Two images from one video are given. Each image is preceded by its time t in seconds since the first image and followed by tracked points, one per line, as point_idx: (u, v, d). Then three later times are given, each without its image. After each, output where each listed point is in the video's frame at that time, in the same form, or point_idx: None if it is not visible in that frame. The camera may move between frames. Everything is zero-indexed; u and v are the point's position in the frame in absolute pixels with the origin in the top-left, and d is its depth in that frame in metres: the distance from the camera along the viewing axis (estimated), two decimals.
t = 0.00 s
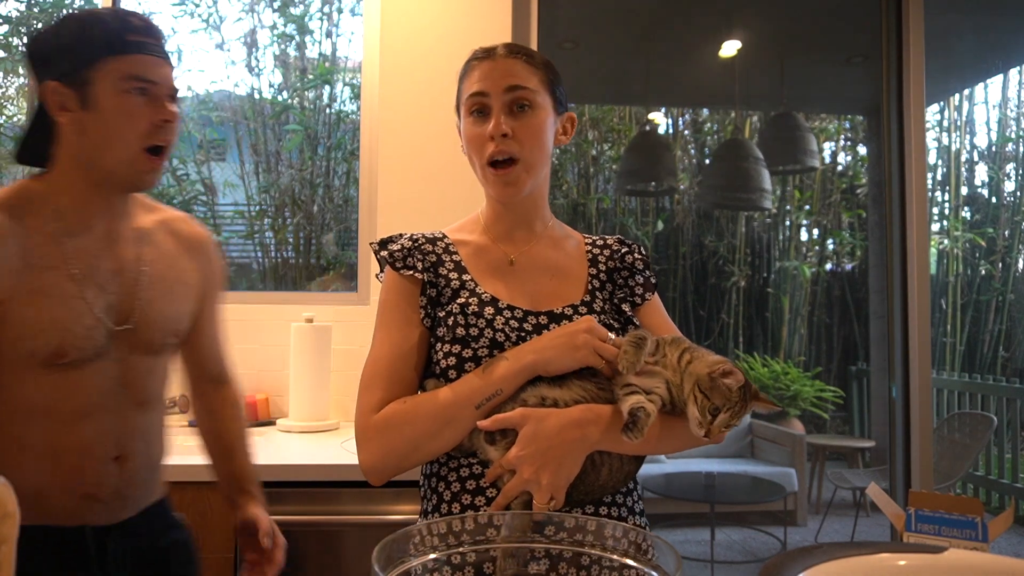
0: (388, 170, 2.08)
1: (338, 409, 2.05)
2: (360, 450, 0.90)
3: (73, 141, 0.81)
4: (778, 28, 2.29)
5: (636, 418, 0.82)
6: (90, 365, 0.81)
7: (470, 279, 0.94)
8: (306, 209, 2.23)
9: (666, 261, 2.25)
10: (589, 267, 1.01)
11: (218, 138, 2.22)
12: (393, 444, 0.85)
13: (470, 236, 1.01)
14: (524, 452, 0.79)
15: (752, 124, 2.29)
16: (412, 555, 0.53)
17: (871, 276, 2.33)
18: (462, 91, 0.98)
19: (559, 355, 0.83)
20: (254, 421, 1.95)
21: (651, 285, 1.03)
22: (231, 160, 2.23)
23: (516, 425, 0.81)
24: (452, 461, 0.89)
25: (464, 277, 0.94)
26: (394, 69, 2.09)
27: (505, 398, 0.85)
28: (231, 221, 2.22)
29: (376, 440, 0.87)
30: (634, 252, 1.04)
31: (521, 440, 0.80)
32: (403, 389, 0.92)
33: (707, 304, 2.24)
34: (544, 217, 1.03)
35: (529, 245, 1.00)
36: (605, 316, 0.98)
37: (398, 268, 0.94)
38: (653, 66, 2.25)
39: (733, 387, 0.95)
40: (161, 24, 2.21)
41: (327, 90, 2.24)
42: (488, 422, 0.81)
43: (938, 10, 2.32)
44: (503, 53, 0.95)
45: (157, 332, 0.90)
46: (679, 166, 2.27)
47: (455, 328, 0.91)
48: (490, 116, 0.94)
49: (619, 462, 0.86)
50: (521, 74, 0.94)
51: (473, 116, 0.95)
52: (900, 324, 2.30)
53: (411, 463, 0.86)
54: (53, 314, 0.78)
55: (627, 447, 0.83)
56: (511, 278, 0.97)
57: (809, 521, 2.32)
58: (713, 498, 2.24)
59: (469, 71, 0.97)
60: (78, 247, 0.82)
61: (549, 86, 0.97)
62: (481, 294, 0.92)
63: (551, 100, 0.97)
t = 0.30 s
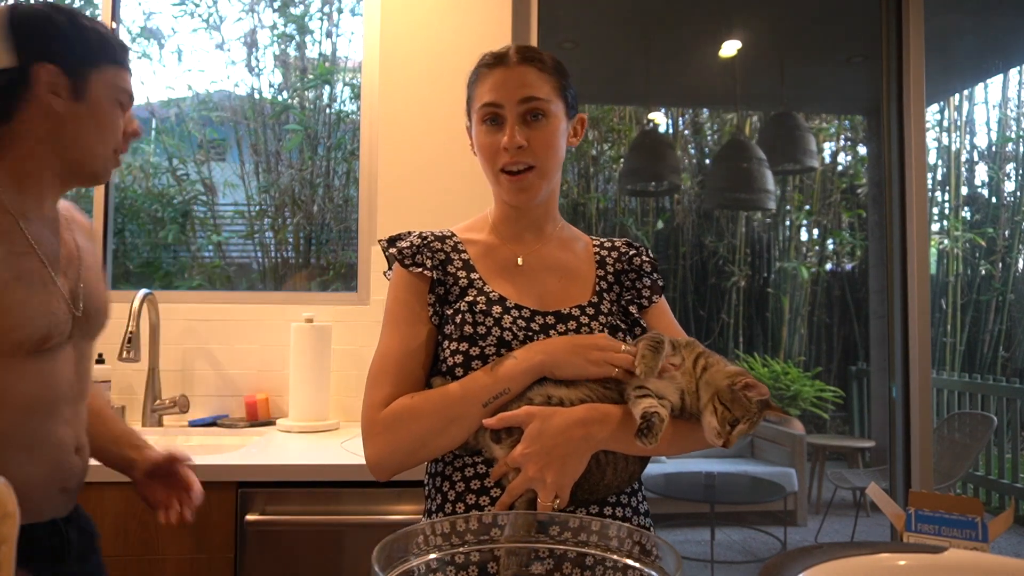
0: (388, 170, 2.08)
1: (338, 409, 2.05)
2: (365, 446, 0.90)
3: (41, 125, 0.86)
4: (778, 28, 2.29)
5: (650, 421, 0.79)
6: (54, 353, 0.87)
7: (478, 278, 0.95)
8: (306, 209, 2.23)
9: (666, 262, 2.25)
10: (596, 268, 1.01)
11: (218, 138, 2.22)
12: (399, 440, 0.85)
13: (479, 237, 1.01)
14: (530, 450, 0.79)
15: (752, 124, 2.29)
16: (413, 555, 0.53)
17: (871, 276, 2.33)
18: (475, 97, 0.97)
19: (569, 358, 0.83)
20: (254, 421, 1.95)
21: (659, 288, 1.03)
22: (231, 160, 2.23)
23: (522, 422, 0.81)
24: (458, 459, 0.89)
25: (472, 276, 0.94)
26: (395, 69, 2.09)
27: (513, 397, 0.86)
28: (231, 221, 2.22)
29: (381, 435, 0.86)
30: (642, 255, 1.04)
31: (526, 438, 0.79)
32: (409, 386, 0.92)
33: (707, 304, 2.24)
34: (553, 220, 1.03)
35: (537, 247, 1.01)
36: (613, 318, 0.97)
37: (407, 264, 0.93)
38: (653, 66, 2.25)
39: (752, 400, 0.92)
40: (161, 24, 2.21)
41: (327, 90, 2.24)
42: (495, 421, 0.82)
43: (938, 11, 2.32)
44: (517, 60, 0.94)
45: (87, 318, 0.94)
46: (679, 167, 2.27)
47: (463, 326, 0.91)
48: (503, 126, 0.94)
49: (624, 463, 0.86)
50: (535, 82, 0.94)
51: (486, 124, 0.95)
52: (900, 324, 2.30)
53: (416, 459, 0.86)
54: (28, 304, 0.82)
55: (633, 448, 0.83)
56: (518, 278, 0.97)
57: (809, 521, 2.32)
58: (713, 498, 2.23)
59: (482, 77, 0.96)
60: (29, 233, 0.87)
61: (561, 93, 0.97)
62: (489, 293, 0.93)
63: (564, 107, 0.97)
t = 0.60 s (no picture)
0: (390, 171, 2.09)
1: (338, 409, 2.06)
2: (423, 448, 0.90)
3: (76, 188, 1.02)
4: (779, 29, 2.29)
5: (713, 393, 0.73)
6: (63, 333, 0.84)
7: (530, 279, 0.95)
8: (306, 209, 2.23)
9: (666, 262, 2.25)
10: (644, 268, 1.02)
11: (218, 138, 2.23)
12: (462, 440, 0.85)
13: (532, 238, 1.00)
14: (596, 438, 0.78)
15: (751, 124, 2.29)
16: (414, 555, 0.54)
17: (871, 276, 2.33)
18: (542, 97, 0.96)
19: (627, 351, 0.83)
20: (254, 422, 1.95)
21: (705, 288, 1.03)
22: (231, 160, 2.23)
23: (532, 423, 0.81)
24: (517, 461, 0.90)
25: (525, 278, 0.95)
26: (397, 69, 2.09)
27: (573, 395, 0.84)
28: (231, 221, 2.21)
29: (442, 437, 0.86)
30: (688, 256, 1.05)
31: (590, 427, 0.79)
32: (467, 389, 0.91)
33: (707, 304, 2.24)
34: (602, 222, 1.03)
35: (589, 248, 1.00)
36: (664, 317, 0.97)
37: (460, 268, 0.93)
38: (653, 66, 2.25)
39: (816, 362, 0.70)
40: (161, 24, 2.21)
41: (327, 90, 2.24)
42: (556, 417, 0.81)
43: (938, 11, 2.32)
44: (588, 63, 0.96)
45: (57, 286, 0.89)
46: (679, 167, 2.26)
47: (520, 328, 0.91)
48: (580, 123, 0.93)
49: (690, 450, 0.84)
50: (606, 85, 0.95)
51: (559, 121, 0.93)
52: (900, 324, 2.31)
53: (483, 458, 0.87)
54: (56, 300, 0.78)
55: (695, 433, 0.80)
56: (574, 279, 0.97)
57: (809, 520, 2.30)
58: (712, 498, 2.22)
59: (553, 78, 0.96)
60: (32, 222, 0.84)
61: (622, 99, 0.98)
62: (544, 295, 0.93)
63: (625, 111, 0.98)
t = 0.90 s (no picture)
0: (391, 171, 2.09)
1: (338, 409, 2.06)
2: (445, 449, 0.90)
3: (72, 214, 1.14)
4: (779, 28, 2.29)
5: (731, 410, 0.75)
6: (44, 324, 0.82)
7: (549, 282, 0.94)
8: (306, 209, 2.23)
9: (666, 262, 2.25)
10: (667, 268, 1.00)
11: (218, 138, 2.23)
12: (479, 441, 0.86)
13: (552, 241, 1.00)
14: (604, 440, 0.80)
15: (751, 124, 2.29)
16: (414, 556, 0.54)
17: (871, 276, 2.33)
18: (550, 99, 0.96)
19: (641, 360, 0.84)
20: (254, 422, 1.95)
21: (730, 287, 1.00)
22: (231, 160, 2.23)
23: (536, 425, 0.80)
24: (535, 459, 0.90)
25: (544, 281, 0.94)
26: (397, 69, 2.09)
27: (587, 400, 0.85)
28: (231, 221, 2.21)
29: (461, 439, 0.87)
30: (712, 255, 1.02)
31: (599, 430, 0.80)
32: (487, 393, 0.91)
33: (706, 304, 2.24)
34: (624, 220, 1.02)
35: (610, 248, 0.99)
36: (685, 319, 0.95)
37: (481, 274, 0.93)
38: (653, 66, 2.25)
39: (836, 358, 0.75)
40: (161, 24, 2.21)
41: (327, 90, 2.24)
42: (567, 420, 0.83)
43: (938, 11, 2.32)
44: (596, 64, 0.93)
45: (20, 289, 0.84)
46: (679, 167, 2.26)
47: (537, 332, 0.91)
48: (579, 125, 0.92)
49: (699, 454, 0.85)
50: (613, 86, 0.93)
51: (561, 123, 0.93)
52: (900, 325, 2.31)
53: (501, 459, 0.87)
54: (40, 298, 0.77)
55: (710, 437, 0.81)
56: (593, 282, 0.96)
57: (809, 521, 2.29)
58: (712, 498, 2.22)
59: (557, 79, 0.95)
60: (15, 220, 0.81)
61: (636, 98, 0.96)
62: (562, 297, 0.93)
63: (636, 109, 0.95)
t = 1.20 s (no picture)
0: (390, 171, 2.08)
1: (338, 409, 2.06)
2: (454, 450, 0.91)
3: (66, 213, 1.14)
4: (779, 28, 2.29)
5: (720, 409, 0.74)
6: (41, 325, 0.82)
7: (557, 284, 0.95)
8: (306, 209, 2.23)
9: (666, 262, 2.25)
10: (679, 268, 0.98)
11: (218, 138, 2.23)
12: (484, 443, 0.86)
13: (562, 242, 1.01)
14: (601, 445, 0.77)
15: (751, 124, 2.29)
16: (414, 555, 0.54)
17: (871, 276, 2.33)
18: (567, 101, 0.95)
19: (639, 361, 0.82)
20: (254, 422, 1.95)
21: (743, 286, 0.98)
22: (231, 161, 2.23)
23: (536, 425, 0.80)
24: (541, 458, 0.91)
25: (552, 283, 0.95)
26: (397, 69, 2.09)
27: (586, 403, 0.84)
28: (231, 221, 2.22)
29: (468, 440, 0.88)
30: (725, 253, 1.00)
31: (597, 433, 0.78)
32: (496, 394, 0.92)
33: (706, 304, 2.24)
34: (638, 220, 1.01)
35: (622, 249, 0.99)
36: (694, 320, 0.94)
37: (492, 278, 0.96)
38: (654, 65, 2.25)
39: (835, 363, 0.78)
40: (161, 24, 2.21)
41: (327, 90, 2.24)
42: (567, 423, 0.82)
43: (937, 11, 2.32)
44: (614, 67, 0.93)
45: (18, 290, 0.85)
46: (680, 167, 2.26)
47: (542, 335, 0.92)
48: (600, 129, 0.91)
49: (699, 459, 0.83)
50: (633, 90, 0.92)
51: (580, 127, 0.92)
52: (900, 325, 2.31)
53: (505, 459, 0.87)
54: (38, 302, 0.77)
55: (708, 442, 0.80)
56: (603, 283, 0.96)
57: (809, 521, 2.30)
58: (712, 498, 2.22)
59: (574, 83, 0.94)
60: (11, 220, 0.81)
61: (651, 102, 0.95)
62: (567, 300, 0.93)
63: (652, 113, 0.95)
